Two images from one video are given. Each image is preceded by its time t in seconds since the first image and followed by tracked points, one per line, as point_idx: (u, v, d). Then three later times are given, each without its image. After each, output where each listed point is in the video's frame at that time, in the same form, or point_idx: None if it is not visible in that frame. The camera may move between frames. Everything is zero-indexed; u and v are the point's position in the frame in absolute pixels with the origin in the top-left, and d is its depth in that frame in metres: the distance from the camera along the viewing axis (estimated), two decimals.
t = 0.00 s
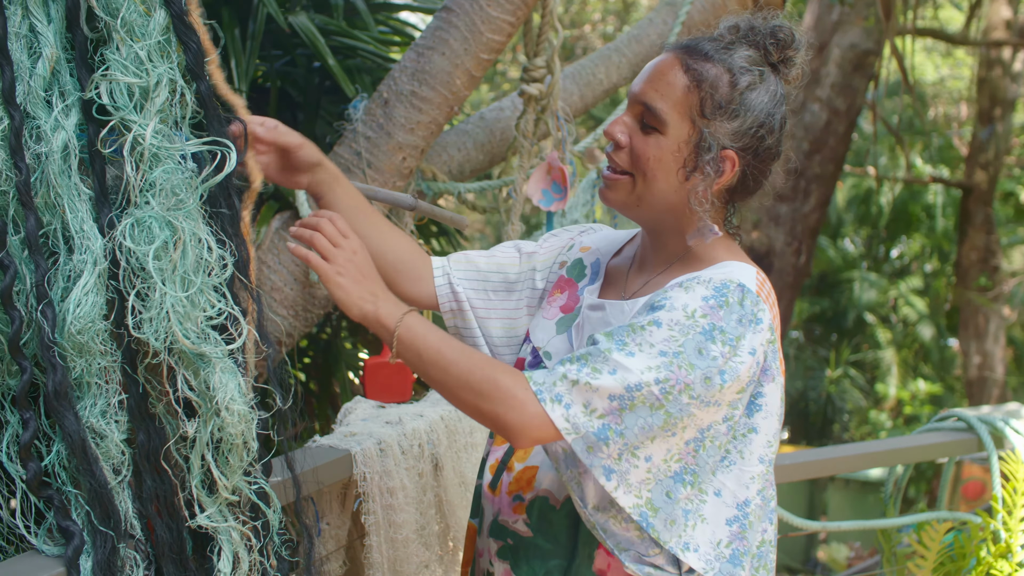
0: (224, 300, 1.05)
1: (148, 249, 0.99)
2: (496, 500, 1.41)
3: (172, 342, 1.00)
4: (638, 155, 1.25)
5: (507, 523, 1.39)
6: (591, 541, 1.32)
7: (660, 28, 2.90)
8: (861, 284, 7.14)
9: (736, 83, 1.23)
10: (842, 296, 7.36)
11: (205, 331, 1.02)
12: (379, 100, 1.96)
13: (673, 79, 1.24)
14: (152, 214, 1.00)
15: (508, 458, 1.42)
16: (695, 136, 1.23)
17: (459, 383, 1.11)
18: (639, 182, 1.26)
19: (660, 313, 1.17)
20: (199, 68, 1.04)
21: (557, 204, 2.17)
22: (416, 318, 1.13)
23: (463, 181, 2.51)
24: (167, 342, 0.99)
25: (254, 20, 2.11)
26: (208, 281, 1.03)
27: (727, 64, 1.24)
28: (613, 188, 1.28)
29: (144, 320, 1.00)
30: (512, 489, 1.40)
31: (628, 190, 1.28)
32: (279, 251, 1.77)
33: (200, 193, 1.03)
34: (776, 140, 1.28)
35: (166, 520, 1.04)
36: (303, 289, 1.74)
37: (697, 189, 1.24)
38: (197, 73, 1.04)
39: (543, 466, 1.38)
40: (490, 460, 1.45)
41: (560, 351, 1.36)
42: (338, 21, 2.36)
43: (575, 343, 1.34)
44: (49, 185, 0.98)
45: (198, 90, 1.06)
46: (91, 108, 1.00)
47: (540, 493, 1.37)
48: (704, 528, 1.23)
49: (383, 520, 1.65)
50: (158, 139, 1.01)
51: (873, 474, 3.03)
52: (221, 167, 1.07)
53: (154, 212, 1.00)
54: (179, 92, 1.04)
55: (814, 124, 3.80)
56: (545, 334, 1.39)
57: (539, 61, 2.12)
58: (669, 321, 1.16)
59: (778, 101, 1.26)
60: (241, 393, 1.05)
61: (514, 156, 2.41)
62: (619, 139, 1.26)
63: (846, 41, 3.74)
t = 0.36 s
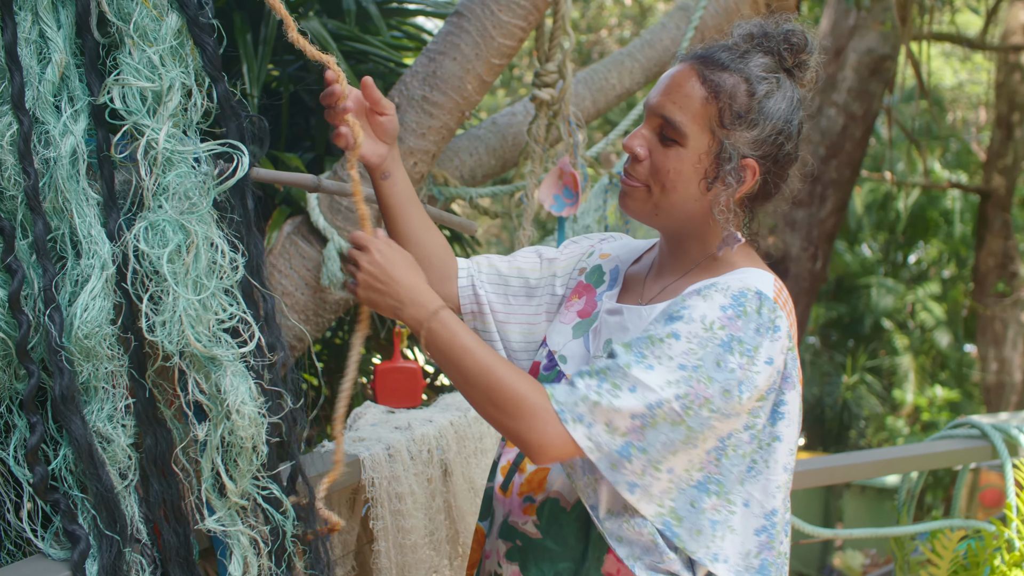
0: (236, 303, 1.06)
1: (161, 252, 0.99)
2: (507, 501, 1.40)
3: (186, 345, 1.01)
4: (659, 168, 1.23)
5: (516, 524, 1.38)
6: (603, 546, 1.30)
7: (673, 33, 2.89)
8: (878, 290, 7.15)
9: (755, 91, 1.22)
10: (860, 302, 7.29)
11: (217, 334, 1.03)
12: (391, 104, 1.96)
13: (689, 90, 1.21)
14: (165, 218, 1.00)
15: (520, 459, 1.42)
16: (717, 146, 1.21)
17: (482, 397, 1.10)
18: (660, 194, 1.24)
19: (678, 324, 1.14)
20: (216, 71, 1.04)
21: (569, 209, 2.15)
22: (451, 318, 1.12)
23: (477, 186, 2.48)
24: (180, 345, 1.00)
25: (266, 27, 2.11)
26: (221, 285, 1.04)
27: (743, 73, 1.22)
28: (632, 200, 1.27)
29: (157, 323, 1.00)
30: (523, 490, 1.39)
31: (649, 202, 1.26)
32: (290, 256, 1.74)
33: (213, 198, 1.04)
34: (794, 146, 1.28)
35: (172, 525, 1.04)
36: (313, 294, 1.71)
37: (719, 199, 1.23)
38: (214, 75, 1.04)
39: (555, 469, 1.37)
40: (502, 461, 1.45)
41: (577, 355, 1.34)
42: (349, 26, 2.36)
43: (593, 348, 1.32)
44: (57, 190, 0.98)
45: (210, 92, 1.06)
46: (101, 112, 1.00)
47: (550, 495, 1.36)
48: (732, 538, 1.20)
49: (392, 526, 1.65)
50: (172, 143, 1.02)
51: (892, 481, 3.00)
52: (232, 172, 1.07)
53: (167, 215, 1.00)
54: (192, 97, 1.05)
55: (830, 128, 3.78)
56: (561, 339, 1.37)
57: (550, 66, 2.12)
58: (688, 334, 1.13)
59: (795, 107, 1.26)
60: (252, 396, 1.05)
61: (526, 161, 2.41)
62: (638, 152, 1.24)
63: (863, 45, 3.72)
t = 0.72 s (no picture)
0: (223, 307, 1.06)
1: (146, 255, 0.99)
2: (523, 513, 1.26)
3: (171, 349, 1.01)
4: (676, 177, 1.20)
5: (536, 535, 1.26)
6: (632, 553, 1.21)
7: (677, 35, 2.89)
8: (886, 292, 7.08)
9: (756, 92, 1.22)
10: (867, 304, 7.21)
11: (202, 338, 1.02)
12: (393, 106, 1.97)
13: (696, 95, 1.20)
14: (151, 221, 1.01)
15: (534, 467, 1.28)
16: (731, 149, 1.20)
17: (562, 442, 1.03)
18: (680, 204, 1.22)
19: (738, 340, 1.13)
20: (203, 74, 1.04)
21: (571, 211, 2.14)
22: (514, 360, 1.06)
23: (478, 188, 2.49)
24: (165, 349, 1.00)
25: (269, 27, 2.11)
26: (207, 287, 1.04)
27: (742, 73, 1.22)
28: (649, 215, 1.23)
29: (142, 326, 1.00)
30: (541, 499, 1.25)
31: (668, 214, 1.23)
32: (291, 257, 1.74)
33: (201, 200, 1.04)
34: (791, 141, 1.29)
35: (168, 524, 1.05)
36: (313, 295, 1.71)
37: (738, 199, 1.23)
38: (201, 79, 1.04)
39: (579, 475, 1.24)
40: (512, 472, 1.30)
41: (587, 366, 1.30)
42: (353, 27, 2.36)
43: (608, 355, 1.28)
44: (54, 190, 0.98)
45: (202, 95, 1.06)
46: (95, 114, 1.00)
47: (574, 503, 1.23)
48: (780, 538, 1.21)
49: (390, 526, 1.65)
50: (160, 145, 1.02)
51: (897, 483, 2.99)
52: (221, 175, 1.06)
53: (154, 219, 1.00)
54: (182, 99, 1.05)
55: (837, 131, 3.79)
56: (569, 352, 1.32)
57: (553, 67, 2.11)
58: (749, 349, 1.12)
59: (790, 102, 1.27)
60: (235, 401, 1.04)
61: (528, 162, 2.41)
62: (652, 165, 1.20)
63: (870, 47, 3.72)
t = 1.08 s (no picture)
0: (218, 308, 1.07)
1: (137, 256, 0.99)
2: (532, 522, 1.27)
3: (164, 350, 1.01)
4: (687, 182, 1.19)
5: (548, 543, 1.25)
6: (646, 555, 1.20)
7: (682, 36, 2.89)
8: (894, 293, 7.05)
9: (758, 93, 1.22)
10: (875, 305, 7.15)
11: (195, 338, 1.03)
12: (396, 106, 1.97)
13: (702, 100, 1.19)
14: (144, 222, 1.00)
15: (541, 477, 1.28)
16: (738, 152, 1.21)
17: (583, 412, 0.99)
18: (692, 208, 1.21)
19: (749, 327, 1.12)
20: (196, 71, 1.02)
21: (574, 212, 2.11)
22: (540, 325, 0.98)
23: (482, 188, 2.49)
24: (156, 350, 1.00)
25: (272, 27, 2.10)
26: (199, 288, 1.04)
27: (743, 76, 1.21)
28: (660, 219, 1.22)
29: (134, 328, 1.00)
30: (551, 507, 1.25)
31: (679, 217, 1.22)
32: (295, 257, 1.74)
33: (194, 201, 1.04)
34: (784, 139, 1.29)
35: (167, 525, 1.05)
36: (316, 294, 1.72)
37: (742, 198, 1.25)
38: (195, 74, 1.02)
39: (588, 480, 1.23)
40: (519, 485, 1.31)
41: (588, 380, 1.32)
42: (357, 27, 2.36)
43: (613, 360, 1.27)
44: (54, 190, 0.99)
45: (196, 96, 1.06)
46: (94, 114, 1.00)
47: (586, 508, 1.22)
48: (787, 531, 1.19)
49: (391, 527, 1.65)
50: (155, 145, 1.02)
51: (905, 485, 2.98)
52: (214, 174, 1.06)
53: (146, 220, 1.00)
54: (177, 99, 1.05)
55: (845, 131, 3.78)
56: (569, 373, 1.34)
57: (556, 68, 2.09)
58: (760, 337, 1.11)
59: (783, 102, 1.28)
60: (225, 402, 1.04)
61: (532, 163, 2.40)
62: (662, 171, 1.19)
63: (878, 48, 3.72)
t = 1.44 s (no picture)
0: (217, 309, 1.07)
1: (134, 257, 0.99)
2: (536, 524, 1.26)
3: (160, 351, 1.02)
4: (694, 189, 1.19)
5: (552, 544, 1.24)
6: (651, 553, 1.18)
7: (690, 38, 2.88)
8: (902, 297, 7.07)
9: (765, 100, 1.21)
10: (882, 310, 7.19)
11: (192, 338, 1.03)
12: (401, 108, 1.96)
13: (709, 106, 1.18)
14: (140, 224, 1.01)
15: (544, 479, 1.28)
16: (745, 159, 1.20)
17: (567, 365, 0.96)
18: (700, 213, 1.21)
19: (736, 304, 1.11)
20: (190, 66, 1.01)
21: (580, 214, 2.13)
22: (513, 283, 0.94)
23: (487, 190, 2.48)
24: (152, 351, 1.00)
25: (278, 27, 2.10)
26: (195, 288, 1.04)
27: (750, 83, 1.20)
28: (668, 223, 1.22)
29: (129, 329, 1.01)
30: (554, 509, 1.25)
31: (686, 221, 1.22)
32: (299, 257, 1.75)
33: (191, 202, 1.04)
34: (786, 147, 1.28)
35: (165, 525, 1.06)
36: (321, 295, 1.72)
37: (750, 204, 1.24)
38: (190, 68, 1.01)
39: (591, 481, 1.23)
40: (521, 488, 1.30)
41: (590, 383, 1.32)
42: (363, 28, 2.35)
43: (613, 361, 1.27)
44: (55, 189, 0.99)
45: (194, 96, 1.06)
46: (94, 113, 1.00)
47: (590, 508, 1.22)
48: (770, 528, 1.15)
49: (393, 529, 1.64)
50: (153, 144, 1.02)
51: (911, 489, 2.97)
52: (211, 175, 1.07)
53: (143, 221, 1.01)
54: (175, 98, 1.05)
55: (854, 135, 3.77)
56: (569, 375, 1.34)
57: (562, 71, 2.08)
58: (748, 313, 1.10)
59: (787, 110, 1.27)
60: (219, 402, 1.04)
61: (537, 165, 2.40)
62: (671, 177, 1.19)
63: (888, 52, 3.70)
